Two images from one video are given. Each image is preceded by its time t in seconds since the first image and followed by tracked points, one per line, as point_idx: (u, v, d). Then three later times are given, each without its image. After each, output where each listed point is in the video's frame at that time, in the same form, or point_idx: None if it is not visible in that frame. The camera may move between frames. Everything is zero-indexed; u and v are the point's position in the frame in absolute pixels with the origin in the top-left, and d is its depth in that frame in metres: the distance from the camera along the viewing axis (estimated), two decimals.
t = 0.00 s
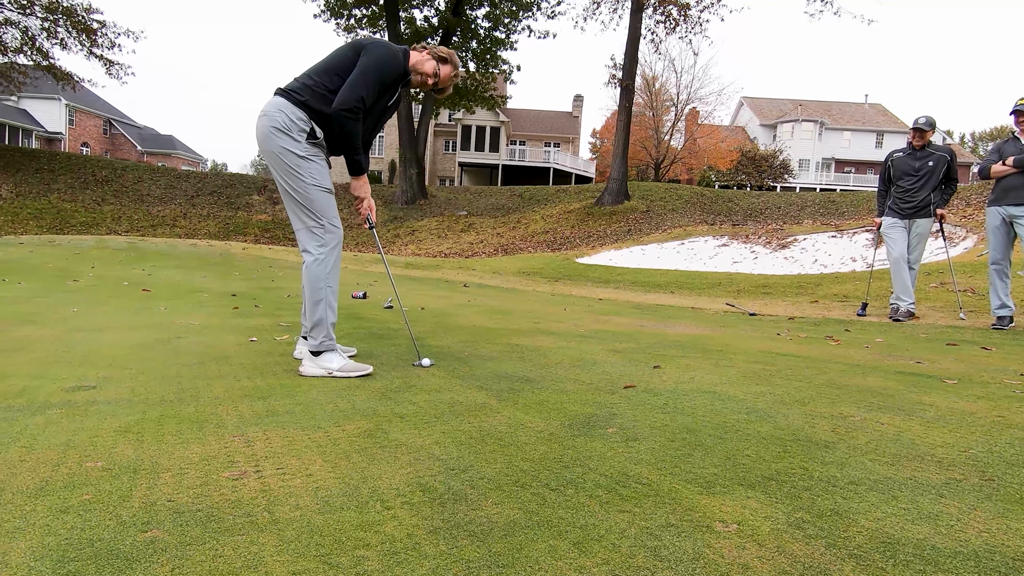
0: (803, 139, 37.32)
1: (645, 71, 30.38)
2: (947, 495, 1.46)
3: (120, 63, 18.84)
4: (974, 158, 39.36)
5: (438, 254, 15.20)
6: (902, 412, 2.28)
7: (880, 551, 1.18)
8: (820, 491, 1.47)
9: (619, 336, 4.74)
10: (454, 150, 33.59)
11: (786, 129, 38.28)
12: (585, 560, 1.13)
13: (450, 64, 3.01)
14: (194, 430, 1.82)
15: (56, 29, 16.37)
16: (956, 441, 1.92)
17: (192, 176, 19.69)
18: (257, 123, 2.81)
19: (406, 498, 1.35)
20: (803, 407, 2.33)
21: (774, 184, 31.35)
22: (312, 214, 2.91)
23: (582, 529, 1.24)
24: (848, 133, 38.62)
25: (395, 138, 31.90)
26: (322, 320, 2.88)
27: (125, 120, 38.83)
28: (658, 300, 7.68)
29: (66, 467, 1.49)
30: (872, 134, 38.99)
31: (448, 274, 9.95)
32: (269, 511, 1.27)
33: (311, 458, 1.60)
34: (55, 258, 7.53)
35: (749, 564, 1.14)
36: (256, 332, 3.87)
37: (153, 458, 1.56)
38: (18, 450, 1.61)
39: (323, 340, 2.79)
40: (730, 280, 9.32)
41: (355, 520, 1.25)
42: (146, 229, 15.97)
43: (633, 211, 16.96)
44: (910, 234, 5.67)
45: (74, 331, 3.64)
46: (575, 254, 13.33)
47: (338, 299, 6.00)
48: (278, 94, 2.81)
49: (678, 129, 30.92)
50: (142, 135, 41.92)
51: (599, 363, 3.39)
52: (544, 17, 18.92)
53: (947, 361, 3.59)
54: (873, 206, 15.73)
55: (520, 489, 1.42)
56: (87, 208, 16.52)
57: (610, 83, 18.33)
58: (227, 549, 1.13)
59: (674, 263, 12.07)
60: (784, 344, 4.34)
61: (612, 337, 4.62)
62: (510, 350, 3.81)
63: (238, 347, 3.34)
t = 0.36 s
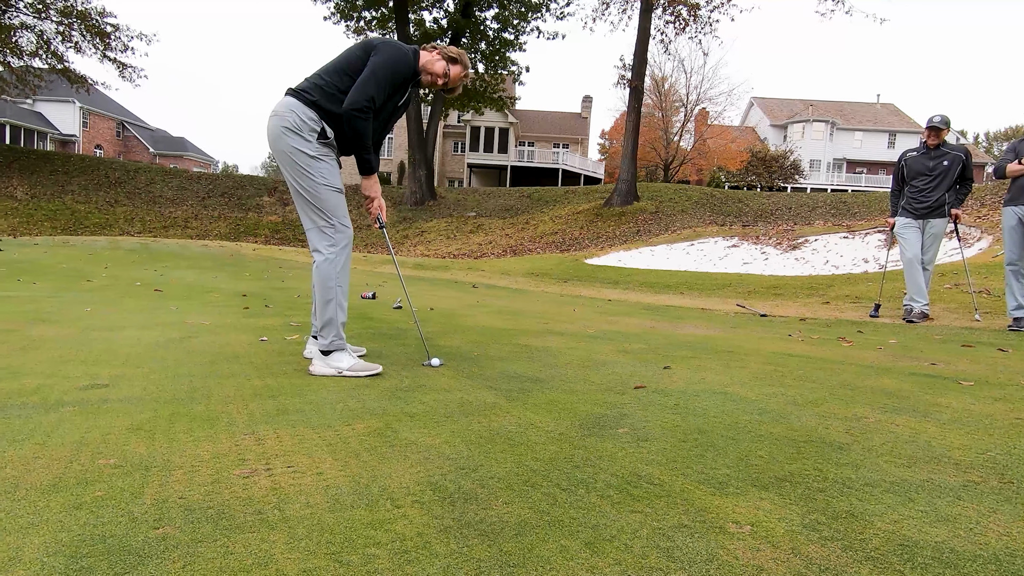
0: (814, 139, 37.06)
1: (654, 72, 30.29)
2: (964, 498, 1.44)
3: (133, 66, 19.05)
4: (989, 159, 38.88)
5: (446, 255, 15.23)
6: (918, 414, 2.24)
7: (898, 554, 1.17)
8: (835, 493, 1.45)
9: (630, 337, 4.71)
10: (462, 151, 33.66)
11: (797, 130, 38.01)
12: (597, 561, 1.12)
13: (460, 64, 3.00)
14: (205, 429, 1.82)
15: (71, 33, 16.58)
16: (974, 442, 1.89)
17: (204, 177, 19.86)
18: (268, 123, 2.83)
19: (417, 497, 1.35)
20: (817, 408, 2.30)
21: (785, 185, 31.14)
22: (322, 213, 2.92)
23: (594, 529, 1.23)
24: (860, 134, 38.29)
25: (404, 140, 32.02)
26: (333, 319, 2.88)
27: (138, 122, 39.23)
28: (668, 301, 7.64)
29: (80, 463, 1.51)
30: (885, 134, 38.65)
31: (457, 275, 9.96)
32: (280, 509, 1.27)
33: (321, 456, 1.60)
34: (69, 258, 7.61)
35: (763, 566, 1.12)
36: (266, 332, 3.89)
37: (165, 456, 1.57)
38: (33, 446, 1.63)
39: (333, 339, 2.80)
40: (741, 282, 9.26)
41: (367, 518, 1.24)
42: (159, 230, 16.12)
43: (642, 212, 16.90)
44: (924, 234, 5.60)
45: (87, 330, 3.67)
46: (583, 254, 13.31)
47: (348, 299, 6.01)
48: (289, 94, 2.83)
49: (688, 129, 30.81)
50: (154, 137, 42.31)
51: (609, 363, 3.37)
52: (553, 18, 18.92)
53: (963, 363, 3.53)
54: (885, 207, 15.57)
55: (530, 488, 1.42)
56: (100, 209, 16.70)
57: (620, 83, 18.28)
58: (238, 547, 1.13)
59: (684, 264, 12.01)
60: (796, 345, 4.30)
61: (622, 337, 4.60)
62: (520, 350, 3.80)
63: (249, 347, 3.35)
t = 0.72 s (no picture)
0: (826, 139, 36.72)
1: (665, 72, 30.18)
2: (978, 504, 1.42)
3: (147, 70, 19.28)
4: (1006, 158, 38.33)
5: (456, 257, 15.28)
6: (931, 418, 2.21)
7: (909, 559, 1.15)
8: (846, 497, 1.44)
9: (640, 338, 4.70)
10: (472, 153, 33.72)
11: (809, 129, 37.69)
12: (604, 564, 1.12)
13: (469, 69, 3.00)
14: (216, 429, 1.84)
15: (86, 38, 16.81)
16: (988, 447, 1.87)
17: (216, 179, 20.04)
18: (279, 126, 2.85)
19: (424, 498, 1.36)
20: (828, 411, 2.29)
21: (797, 186, 30.90)
22: (332, 215, 2.94)
23: (601, 532, 1.23)
24: (873, 133, 37.92)
25: (414, 141, 32.13)
26: (342, 321, 2.90)
27: (151, 125, 39.65)
28: (678, 302, 7.60)
29: (94, 464, 1.52)
30: (899, 133, 38.26)
31: (467, 277, 9.97)
32: (290, 509, 1.28)
33: (331, 458, 1.61)
34: (85, 260, 7.72)
35: (772, 570, 1.12)
36: (277, 333, 3.92)
37: (177, 456, 1.59)
38: (48, 446, 1.65)
39: (342, 341, 2.81)
40: (752, 283, 9.19)
41: (374, 520, 1.25)
42: (172, 231, 16.29)
43: (652, 213, 16.84)
44: (938, 235, 5.54)
45: (101, 331, 3.72)
46: (593, 256, 13.28)
47: (358, 300, 6.05)
48: (299, 98, 2.85)
49: (698, 129, 30.66)
50: (168, 140, 42.75)
51: (618, 365, 3.36)
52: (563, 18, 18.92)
53: (978, 365, 3.49)
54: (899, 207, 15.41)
55: (537, 491, 1.42)
56: (115, 211, 16.91)
57: (630, 84, 18.22)
58: (247, 547, 1.14)
59: (694, 265, 11.95)
60: (808, 347, 4.27)
61: (631, 339, 4.58)
62: (529, 351, 3.80)
63: (260, 348, 3.38)
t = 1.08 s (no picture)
0: (840, 139, 36.38)
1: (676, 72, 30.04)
2: (991, 508, 1.40)
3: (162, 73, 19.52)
4: None
5: (467, 258, 15.34)
6: (945, 421, 2.19)
7: (918, 564, 1.14)
8: (856, 501, 1.43)
9: (650, 339, 4.68)
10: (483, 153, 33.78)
11: (823, 128, 37.35)
12: (611, 566, 1.12)
13: (478, 75, 3.00)
14: (228, 429, 1.86)
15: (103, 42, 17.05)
16: (1003, 451, 1.84)
17: (230, 181, 20.25)
18: (290, 128, 2.88)
19: (432, 499, 1.36)
20: (839, 413, 2.27)
21: (810, 185, 30.64)
22: (341, 217, 2.96)
23: (608, 534, 1.23)
24: (888, 132, 37.51)
25: (425, 142, 32.25)
26: (352, 322, 2.92)
27: (166, 128, 40.13)
28: (690, 303, 7.57)
29: (109, 463, 1.55)
30: (914, 132, 37.82)
31: (477, 278, 9.99)
32: (299, 509, 1.30)
33: (340, 458, 1.62)
34: (101, 261, 7.84)
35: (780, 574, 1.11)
36: (289, 334, 3.96)
37: (189, 456, 1.61)
38: (64, 445, 1.68)
39: (353, 342, 2.82)
40: (764, 283, 9.13)
41: (382, 520, 1.26)
42: (186, 233, 16.49)
43: (663, 214, 16.78)
44: (953, 235, 5.47)
45: (116, 331, 3.78)
46: (604, 257, 13.26)
47: (368, 301, 6.09)
48: (310, 100, 2.88)
49: (710, 129, 30.49)
50: (182, 142, 43.23)
51: (628, 366, 3.35)
52: (573, 19, 18.91)
53: (993, 367, 3.45)
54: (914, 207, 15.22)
55: (544, 493, 1.42)
56: (131, 213, 17.14)
57: (640, 84, 18.17)
58: (257, 546, 1.15)
59: (706, 265, 11.89)
60: (820, 349, 4.23)
61: (642, 341, 4.57)
62: (539, 352, 3.81)
63: (272, 348, 3.41)
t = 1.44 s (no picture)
0: (853, 138, 36.05)
1: (686, 72, 29.92)
2: (1003, 514, 1.39)
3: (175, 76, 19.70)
4: None
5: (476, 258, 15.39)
6: (957, 425, 2.16)
7: (926, 569, 1.14)
8: (866, 505, 1.42)
9: (659, 341, 4.67)
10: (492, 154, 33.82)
11: (835, 128, 37.05)
12: (616, 568, 1.12)
13: (487, 78, 3.02)
14: (239, 429, 1.89)
15: (117, 45, 17.25)
16: (1016, 456, 1.82)
17: (242, 183, 20.43)
18: (300, 132, 2.90)
19: (439, 501, 1.37)
20: (849, 416, 2.26)
21: (822, 185, 30.40)
22: (351, 220, 2.98)
23: (615, 537, 1.23)
24: (902, 131, 37.18)
25: (435, 143, 32.35)
26: (362, 323, 2.94)
27: (179, 130, 40.53)
28: (700, 304, 7.54)
29: (122, 462, 1.58)
30: (929, 131, 37.41)
31: (486, 279, 10.01)
32: (308, 509, 1.31)
33: (349, 459, 1.63)
34: (115, 262, 7.95)
35: None
36: (300, 335, 3.99)
37: (201, 456, 1.63)
38: (78, 444, 1.71)
39: (362, 343, 2.84)
40: (775, 284, 9.08)
41: (390, 522, 1.27)
42: (199, 235, 16.65)
43: (673, 214, 16.72)
44: (968, 236, 5.40)
45: (131, 332, 3.83)
46: (613, 257, 13.25)
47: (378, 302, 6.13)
48: (320, 104, 2.90)
49: (721, 129, 30.35)
50: (195, 144, 43.66)
51: (637, 368, 3.35)
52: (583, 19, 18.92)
53: (1007, 370, 3.41)
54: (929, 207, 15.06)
55: (552, 495, 1.43)
56: (144, 214, 17.33)
57: (651, 84, 18.12)
58: (266, 546, 1.17)
59: (716, 266, 11.83)
60: (832, 351, 4.21)
61: (651, 342, 4.55)
62: (547, 354, 3.82)
63: (283, 349, 3.44)
